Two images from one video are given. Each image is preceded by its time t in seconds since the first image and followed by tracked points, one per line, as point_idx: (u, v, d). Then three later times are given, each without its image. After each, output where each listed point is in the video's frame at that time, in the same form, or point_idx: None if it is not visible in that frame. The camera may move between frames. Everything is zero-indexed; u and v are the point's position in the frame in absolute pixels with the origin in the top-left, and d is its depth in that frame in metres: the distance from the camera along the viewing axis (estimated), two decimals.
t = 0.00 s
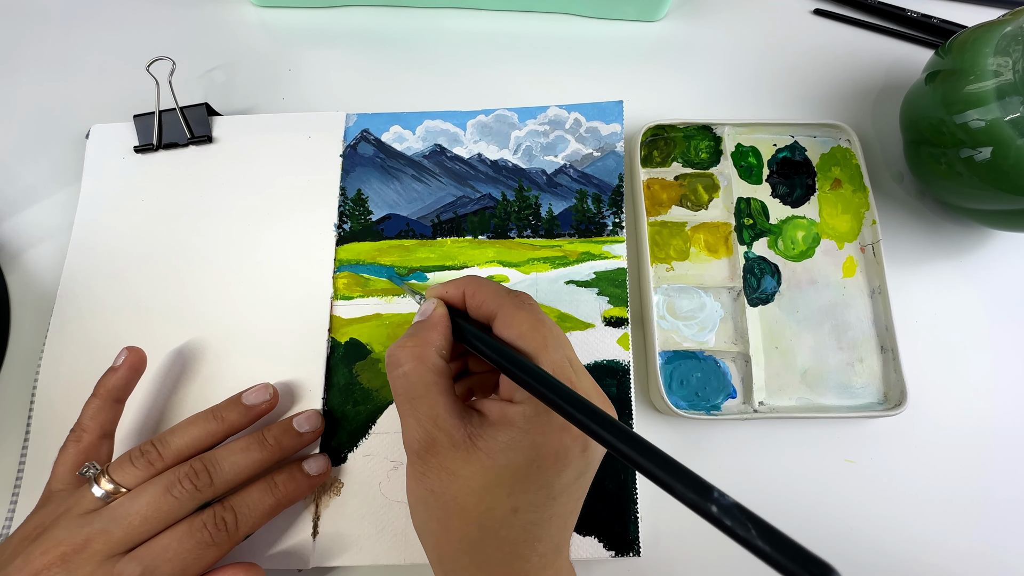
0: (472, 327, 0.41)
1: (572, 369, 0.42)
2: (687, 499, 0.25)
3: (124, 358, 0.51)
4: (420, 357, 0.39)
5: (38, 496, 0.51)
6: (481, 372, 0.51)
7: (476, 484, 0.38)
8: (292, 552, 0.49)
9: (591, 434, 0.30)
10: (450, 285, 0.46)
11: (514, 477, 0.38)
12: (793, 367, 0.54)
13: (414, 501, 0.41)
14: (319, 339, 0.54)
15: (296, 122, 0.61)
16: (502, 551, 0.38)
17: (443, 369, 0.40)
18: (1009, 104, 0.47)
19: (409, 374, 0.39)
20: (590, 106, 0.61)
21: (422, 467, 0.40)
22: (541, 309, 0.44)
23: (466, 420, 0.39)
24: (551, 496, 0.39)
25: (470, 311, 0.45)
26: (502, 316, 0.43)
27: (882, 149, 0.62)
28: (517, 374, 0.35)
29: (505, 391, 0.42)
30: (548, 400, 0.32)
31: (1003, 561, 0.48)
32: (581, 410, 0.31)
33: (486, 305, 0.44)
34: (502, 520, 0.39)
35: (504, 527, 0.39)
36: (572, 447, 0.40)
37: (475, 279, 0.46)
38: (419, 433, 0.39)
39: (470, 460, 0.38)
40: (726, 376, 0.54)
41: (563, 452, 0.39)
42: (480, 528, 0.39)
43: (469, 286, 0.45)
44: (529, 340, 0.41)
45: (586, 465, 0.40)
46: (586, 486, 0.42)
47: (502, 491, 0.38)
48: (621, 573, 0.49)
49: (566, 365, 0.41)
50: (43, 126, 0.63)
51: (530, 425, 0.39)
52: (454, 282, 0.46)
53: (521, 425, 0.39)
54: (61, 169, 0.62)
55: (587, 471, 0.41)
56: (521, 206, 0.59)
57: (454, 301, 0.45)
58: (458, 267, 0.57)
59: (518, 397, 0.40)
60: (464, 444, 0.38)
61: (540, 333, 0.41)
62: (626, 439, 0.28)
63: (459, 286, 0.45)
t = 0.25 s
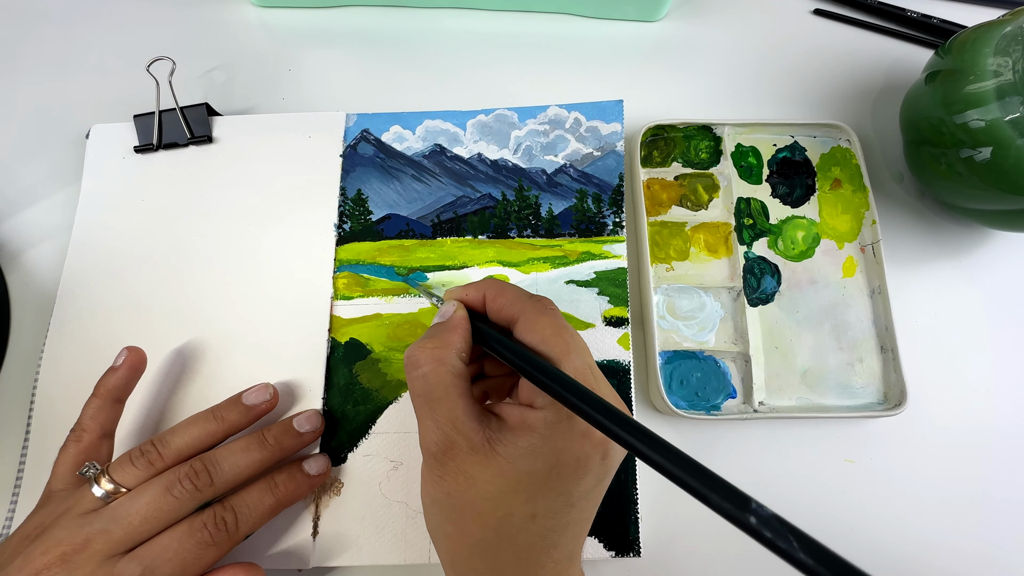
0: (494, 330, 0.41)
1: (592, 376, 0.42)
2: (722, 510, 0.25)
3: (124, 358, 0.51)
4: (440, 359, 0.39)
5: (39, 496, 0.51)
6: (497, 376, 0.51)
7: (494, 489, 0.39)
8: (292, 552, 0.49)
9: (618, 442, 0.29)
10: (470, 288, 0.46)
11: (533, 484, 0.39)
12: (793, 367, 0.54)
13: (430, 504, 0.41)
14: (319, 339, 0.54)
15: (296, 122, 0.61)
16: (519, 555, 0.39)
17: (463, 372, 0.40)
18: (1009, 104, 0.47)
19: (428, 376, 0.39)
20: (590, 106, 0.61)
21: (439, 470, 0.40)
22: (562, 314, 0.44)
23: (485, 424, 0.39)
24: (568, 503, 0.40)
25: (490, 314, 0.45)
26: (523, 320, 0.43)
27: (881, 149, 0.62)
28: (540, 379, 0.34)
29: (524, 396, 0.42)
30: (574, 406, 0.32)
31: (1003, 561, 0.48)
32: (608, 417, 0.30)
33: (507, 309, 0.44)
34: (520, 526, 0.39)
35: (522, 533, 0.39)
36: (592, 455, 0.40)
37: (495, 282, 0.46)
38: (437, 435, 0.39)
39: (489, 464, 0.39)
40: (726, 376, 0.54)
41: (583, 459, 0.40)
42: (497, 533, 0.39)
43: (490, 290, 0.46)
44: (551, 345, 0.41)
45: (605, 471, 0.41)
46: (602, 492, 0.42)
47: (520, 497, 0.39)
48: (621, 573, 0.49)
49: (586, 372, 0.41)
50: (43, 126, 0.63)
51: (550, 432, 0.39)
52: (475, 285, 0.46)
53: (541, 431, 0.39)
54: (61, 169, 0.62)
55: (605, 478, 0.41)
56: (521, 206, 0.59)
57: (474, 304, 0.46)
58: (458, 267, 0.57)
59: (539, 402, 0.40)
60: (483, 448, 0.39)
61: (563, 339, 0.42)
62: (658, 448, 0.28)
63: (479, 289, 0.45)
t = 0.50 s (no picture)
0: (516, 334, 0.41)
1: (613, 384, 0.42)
2: (759, 525, 0.25)
3: (125, 358, 0.51)
4: (461, 362, 0.39)
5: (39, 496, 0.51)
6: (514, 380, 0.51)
7: (513, 494, 0.39)
8: (292, 552, 0.49)
9: (647, 452, 0.29)
10: (491, 292, 0.46)
11: (553, 490, 0.39)
12: (793, 367, 0.54)
13: (447, 507, 0.42)
14: (319, 339, 0.55)
15: (296, 123, 0.61)
16: (536, 560, 0.39)
17: (483, 376, 0.40)
18: (1009, 104, 0.47)
19: (448, 378, 0.39)
20: (590, 106, 0.61)
21: (458, 472, 0.40)
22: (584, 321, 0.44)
23: (505, 429, 0.39)
24: (588, 510, 0.40)
25: (511, 318, 0.45)
26: (545, 326, 0.43)
27: (881, 149, 0.62)
28: (567, 386, 0.34)
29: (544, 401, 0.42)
30: (601, 414, 0.32)
31: (1003, 561, 0.48)
32: (637, 425, 0.30)
33: (529, 314, 0.44)
34: (538, 531, 0.39)
35: (540, 538, 0.39)
36: (613, 463, 0.40)
37: (516, 286, 0.47)
38: (456, 438, 0.39)
39: (508, 469, 0.39)
40: (726, 376, 0.54)
41: (605, 468, 0.40)
42: (515, 537, 0.39)
43: (511, 293, 0.46)
44: (574, 351, 0.41)
45: (624, 480, 0.41)
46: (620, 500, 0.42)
47: (539, 503, 0.39)
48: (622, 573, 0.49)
49: (608, 380, 0.42)
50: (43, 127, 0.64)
51: (572, 438, 0.39)
52: (496, 288, 0.46)
53: (562, 437, 0.39)
54: (61, 170, 0.62)
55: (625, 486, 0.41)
56: (521, 206, 0.59)
57: (495, 307, 0.46)
58: (458, 267, 0.57)
59: (560, 409, 0.40)
60: (503, 453, 0.39)
61: (585, 345, 0.42)
62: (692, 460, 0.27)
63: (501, 292, 0.45)
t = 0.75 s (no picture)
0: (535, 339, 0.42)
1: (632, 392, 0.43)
2: (791, 539, 0.26)
3: (125, 358, 0.51)
4: (479, 366, 0.40)
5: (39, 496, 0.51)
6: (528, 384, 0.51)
7: (530, 499, 0.39)
8: (292, 552, 0.49)
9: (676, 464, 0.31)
10: (510, 296, 0.47)
11: (570, 496, 0.39)
12: (793, 367, 0.54)
13: (462, 511, 0.42)
14: (319, 339, 0.55)
15: (296, 123, 0.61)
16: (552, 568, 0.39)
17: (501, 380, 0.41)
18: (1009, 104, 0.47)
19: (467, 382, 0.40)
20: (590, 106, 0.61)
21: (474, 477, 0.41)
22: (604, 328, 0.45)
23: (522, 433, 0.40)
24: (605, 518, 0.40)
25: (529, 322, 0.46)
26: (566, 332, 0.44)
27: (881, 149, 0.62)
28: (591, 395, 0.36)
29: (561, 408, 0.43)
30: (628, 425, 0.33)
31: (1003, 561, 0.48)
32: (662, 435, 0.32)
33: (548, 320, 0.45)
34: (555, 538, 0.39)
35: (557, 546, 0.39)
36: (632, 471, 0.40)
37: (535, 291, 0.47)
38: (473, 442, 0.40)
39: (525, 473, 0.39)
40: (726, 376, 0.54)
41: (623, 475, 0.40)
42: (532, 544, 0.39)
43: (531, 297, 0.46)
44: (593, 358, 0.42)
45: (642, 488, 0.41)
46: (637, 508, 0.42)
47: (556, 509, 0.39)
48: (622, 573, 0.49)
49: (627, 387, 0.42)
50: (43, 127, 0.64)
51: (590, 444, 0.40)
52: (514, 292, 0.47)
53: (581, 442, 0.40)
54: (61, 170, 0.62)
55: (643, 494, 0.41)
56: (521, 206, 0.59)
57: (513, 311, 0.46)
58: (458, 267, 0.57)
59: (579, 415, 0.41)
60: (520, 457, 0.39)
61: (604, 352, 0.43)
62: (723, 475, 0.29)
63: (519, 298, 0.46)
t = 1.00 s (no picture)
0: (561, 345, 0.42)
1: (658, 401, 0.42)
2: (831, 558, 0.26)
3: (124, 358, 0.51)
4: (503, 370, 0.40)
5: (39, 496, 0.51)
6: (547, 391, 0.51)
7: (550, 505, 0.39)
8: (291, 552, 0.49)
9: (713, 478, 0.31)
10: (534, 300, 0.47)
11: (591, 504, 0.39)
12: (793, 367, 0.54)
13: (481, 515, 0.42)
14: (320, 339, 0.55)
15: (296, 123, 0.61)
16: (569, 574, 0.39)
17: (524, 386, 0.40)
18: (1009, 104, 0.47)
19: (490, 386, 0.40)
20: (590, 106, 0.61)
21: (495, 481, 0.41)
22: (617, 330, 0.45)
23: (545, 440, 0.40)
24: (625, 528, 0.40)
25: (553, 328, 0.46)
26: (592, 339, 0.44)
27: (881, 149, 0.62)
28: (620, 405, 0.36)
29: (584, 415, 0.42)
30: (660, 437, 0.33)
31: (1003, 560, 0.48)
32: (697, 449, 0.31)
33: (573, 326, 0.45)
34: (573, 544, 0.39)
35: (575, 552, 0.39)
36: (656, 483, 0.40)
37: (560, 296, 0.47)
38: (495, 446, 0.40)
39: (547, 480, 0.39)
40: (726, 376, 0.54)
41: (647, 486, 0.40)
42: (549, 549, 0.39)
43: (555, 303, 0.46)
44: (620, 366, 0.42)
45: (664, 499, 0.41)
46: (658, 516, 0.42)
47: (576, 516, 0.39)
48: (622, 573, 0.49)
49: (654, 397, 0.42)
50: (43, 127, 0.64)
51: (614, 453, 0.39)
52: (538, 298, 0.47)
53: (604, 451, 0.39)
54: (61, 170, 0.62)
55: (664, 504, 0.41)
56: (521, 206, 0.59)
57: (537, 316, 0.47)
58: (458, 267, 0.57)
59: (602, 424, 0.40)
60: (542, 464, 0.39)
61: (631, 360, 0.42)
62: (762, 491, 0.29)
63: (543, 303, 0.46)
